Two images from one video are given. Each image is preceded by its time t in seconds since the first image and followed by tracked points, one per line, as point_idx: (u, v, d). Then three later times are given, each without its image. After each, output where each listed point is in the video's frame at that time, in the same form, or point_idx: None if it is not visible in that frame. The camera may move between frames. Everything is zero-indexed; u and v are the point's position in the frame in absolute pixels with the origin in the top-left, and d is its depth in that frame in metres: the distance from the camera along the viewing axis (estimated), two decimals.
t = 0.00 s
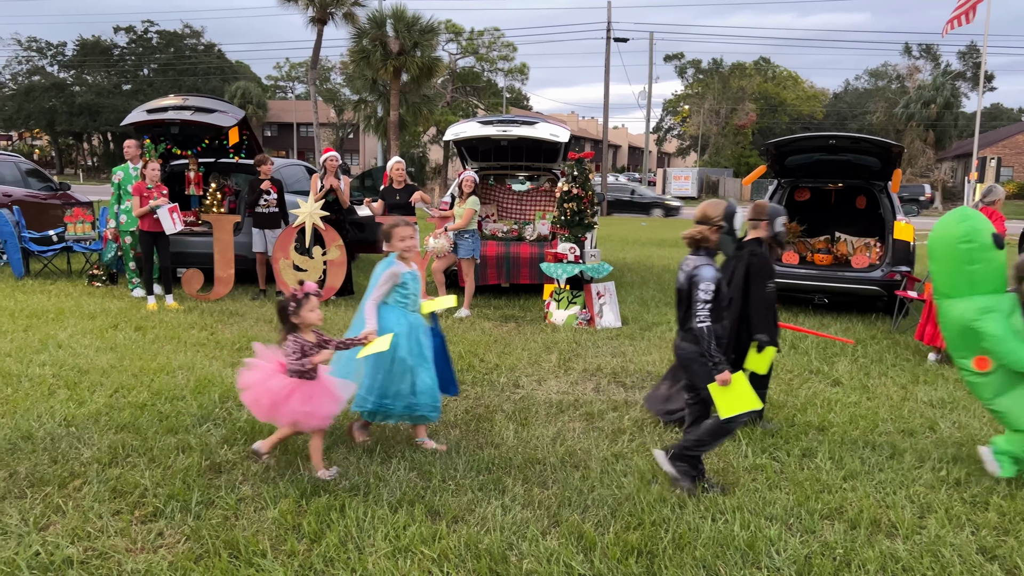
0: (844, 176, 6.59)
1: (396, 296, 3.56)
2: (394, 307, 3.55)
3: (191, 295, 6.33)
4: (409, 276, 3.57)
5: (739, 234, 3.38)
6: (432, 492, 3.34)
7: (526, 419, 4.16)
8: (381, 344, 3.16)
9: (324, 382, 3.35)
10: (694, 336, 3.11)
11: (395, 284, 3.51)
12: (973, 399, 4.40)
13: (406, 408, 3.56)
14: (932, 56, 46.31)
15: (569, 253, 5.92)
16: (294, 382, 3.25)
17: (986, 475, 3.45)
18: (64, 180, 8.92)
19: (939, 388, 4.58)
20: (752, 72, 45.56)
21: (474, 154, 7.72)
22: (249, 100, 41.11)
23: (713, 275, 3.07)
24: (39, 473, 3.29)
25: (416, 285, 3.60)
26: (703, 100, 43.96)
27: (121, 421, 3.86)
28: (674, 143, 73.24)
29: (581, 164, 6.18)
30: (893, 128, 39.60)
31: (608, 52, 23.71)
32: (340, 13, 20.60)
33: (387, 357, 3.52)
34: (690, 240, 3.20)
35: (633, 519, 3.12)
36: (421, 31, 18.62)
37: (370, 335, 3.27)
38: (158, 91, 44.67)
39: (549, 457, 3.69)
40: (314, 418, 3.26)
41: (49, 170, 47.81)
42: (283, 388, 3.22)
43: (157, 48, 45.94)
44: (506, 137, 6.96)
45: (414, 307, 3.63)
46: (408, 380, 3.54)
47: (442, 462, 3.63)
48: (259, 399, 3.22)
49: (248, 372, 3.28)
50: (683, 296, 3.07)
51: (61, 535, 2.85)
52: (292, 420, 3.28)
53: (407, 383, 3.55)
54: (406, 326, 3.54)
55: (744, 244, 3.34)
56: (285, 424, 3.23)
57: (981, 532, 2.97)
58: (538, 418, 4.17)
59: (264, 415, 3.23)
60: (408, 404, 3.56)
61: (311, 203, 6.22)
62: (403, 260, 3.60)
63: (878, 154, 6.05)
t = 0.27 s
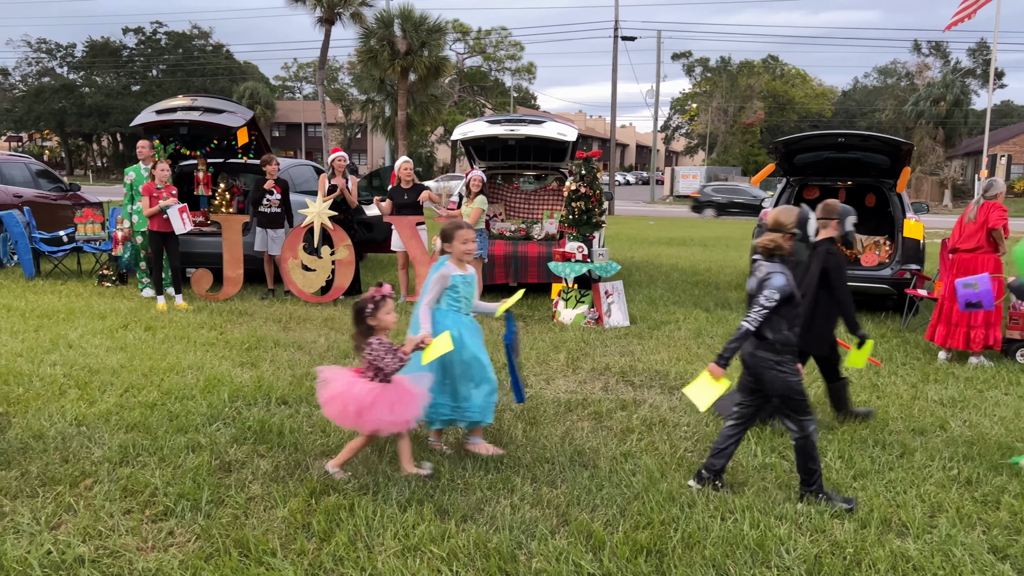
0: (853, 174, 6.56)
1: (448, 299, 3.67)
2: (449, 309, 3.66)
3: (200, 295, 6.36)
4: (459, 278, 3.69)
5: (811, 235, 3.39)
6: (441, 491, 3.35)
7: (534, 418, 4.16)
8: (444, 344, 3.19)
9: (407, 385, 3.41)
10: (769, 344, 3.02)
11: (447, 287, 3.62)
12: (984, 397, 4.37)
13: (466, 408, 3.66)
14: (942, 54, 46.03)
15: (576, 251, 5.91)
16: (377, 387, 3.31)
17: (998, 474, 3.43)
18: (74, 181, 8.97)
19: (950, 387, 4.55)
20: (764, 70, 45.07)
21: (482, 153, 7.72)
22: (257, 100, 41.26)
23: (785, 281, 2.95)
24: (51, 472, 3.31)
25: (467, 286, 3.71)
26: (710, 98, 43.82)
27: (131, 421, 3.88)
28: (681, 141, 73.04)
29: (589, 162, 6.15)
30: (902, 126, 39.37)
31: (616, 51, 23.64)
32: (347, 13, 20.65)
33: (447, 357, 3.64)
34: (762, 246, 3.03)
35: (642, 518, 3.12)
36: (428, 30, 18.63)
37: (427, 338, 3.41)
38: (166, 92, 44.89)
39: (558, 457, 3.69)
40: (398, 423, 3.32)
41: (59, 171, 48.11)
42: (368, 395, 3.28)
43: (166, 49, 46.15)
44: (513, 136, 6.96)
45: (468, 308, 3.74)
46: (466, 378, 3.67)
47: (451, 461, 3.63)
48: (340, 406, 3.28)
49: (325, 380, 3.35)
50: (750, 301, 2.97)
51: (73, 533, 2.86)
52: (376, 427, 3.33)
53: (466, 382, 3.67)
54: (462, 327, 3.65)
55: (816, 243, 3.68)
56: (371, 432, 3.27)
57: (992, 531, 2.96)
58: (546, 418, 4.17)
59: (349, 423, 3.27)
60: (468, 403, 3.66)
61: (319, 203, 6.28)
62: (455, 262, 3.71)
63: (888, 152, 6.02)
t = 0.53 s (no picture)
0: (863, 171, 6.52)
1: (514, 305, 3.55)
2: (515, 317, 3.55)
3: (211, 295, 6.41)
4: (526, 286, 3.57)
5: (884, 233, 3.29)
6: (450, 490, 3.36)
7: (543, 417, 4.15)
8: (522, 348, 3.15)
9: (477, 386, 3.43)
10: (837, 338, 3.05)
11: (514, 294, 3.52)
12: (997, 395, 4.34)
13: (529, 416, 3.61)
14: (952, 50, 45.65)
15: (585, 250, 5.88)
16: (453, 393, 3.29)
17: (1010, 472, 3.41)
18: (85, 183, 9.03)
19: (962, 385, 4.51)
20: (769, 67, 45.32)
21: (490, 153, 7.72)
22: (267, 102, 41.44)
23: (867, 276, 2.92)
24: (63, 472, 3.34)
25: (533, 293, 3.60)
26: (719, 97, 43.66)
27: (142, 421, 3.91)
28: (690, 140, 72.78)
29: (597, 161, 6.13)
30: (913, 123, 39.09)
31: (624, 50, 23.56)
32: (355, 14, 20.70)
33: (512, 364, 3.57)
34: (836, 240, 3.06)
35: (652, 516, 3.12)
36: (436, 30, 18.65)
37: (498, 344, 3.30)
38: (176, 94, 45.14)
39: (567, 456, 3.69)
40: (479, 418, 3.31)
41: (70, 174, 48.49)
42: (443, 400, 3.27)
43: (176, 52, 46.40)
44: (521, 135, 6.96)
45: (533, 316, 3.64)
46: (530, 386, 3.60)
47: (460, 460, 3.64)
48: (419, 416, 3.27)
49: (398, 398, 3.33)
50: (839, 299, 2.94)
51: (85, 533, 2.88)
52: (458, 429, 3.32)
53: (529, 391, 3.60)
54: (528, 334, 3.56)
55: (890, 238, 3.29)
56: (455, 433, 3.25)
57: (1004, 530, 2.95)
58: (555, 416, 4.16)
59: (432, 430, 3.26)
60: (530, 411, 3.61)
61: (328, 204, 6.34)
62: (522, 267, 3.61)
63: (898, 148, 5.98)
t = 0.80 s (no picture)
0: (872, 167, 6.48)
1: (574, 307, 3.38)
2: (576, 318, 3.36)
3: (221, 297, 6.45)
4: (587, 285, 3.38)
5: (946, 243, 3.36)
6: (460, 490, 3.38)
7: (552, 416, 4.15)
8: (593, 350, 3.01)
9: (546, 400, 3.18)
10: (921, 344, 2.94)
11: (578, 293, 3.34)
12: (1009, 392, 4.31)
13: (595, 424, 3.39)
14: (963, 44, 45.27)
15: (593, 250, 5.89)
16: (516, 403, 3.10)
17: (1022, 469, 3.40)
18: (95, 186, 9.10)
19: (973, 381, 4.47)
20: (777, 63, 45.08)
21: (497, 153, 7.73)
22: (275, 103, 41.60)
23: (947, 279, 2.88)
24: (75, 474, 3.37)
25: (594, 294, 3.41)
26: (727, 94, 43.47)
27: (154, 422, 3.94)
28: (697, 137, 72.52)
29: (605, 160, 6.12)
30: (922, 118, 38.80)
31: (631, 48, 23.48)
32: (363, 15, 20.75)
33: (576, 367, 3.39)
34: (907, 246, 2.99)
35: (662, 515, 3.13)
36: (443, 31, 18.66)
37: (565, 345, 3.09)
38: (185, 96, 45.36)
39: (577, 455, 3.70)
40: (540, 438, 3.08)
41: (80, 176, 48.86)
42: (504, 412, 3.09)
43: (184, 54, 46.64)
44: (529, 135, 6.96)
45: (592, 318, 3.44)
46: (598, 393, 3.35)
47: (469, 460, 3.65)
48: (479, 425, 3.13)
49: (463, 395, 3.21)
50: (923, 302, 2.88)
51: (98, 534, 2.91)
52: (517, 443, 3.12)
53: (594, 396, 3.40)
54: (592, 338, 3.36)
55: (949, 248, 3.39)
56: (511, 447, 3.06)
57: (1016, 527, 2.96)
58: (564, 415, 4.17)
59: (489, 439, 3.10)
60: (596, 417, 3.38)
61: (337, 204, 6.34)
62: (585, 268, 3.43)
63: (908, 144, 5.94)
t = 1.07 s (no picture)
0: (881, 163, 6.44)
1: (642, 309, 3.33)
2: (643, 320, 3.34)
3: (230, 299, 6.47)
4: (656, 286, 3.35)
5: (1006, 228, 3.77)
6: (469, 490, 3.39)
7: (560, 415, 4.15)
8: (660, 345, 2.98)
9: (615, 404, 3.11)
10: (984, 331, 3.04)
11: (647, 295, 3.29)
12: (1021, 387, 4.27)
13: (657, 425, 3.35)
14: (971, 39, 44.91)
15: (600, 248, 5.85)
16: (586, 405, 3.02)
17: None
18: (104, 190, 9.16)
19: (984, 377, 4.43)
20: (785, 60, 44.13)
21: (504, 152, 7.73)
22: (281, 105, 41.73)
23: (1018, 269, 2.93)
24: (86, 476, 3.40)
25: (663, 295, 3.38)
26: (734, 91, 43.31)
27: (163, 424, 3.96)
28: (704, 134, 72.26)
29: (612, 158, 6.09)
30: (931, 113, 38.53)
31: (637, 47, 23.39)
32: (368, 16, 20.78)
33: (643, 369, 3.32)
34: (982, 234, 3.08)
35: (671, 514, 3.14)
36: (449, 31, 18.66)
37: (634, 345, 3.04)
38: (192, 98, 45.55)
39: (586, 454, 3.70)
40: (607, 445, 3.01)
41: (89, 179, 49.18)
42: (574, 414, 3.01)
43: (190, 56, 46.83)
44: (535, 134, 6.96)
45: (660, 320, 3.41)
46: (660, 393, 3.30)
47: (478, 459, 3.66)
48: (547, 423, 3.04)
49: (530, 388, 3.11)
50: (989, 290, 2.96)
51: (108, 536, 2.93)
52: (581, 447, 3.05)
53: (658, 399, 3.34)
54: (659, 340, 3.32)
55: None
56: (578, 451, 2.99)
57: None
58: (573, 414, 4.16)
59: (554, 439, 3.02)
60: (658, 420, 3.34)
61: (344, 205, 6.37)
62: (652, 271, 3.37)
63: (916, 140, 5.90)
